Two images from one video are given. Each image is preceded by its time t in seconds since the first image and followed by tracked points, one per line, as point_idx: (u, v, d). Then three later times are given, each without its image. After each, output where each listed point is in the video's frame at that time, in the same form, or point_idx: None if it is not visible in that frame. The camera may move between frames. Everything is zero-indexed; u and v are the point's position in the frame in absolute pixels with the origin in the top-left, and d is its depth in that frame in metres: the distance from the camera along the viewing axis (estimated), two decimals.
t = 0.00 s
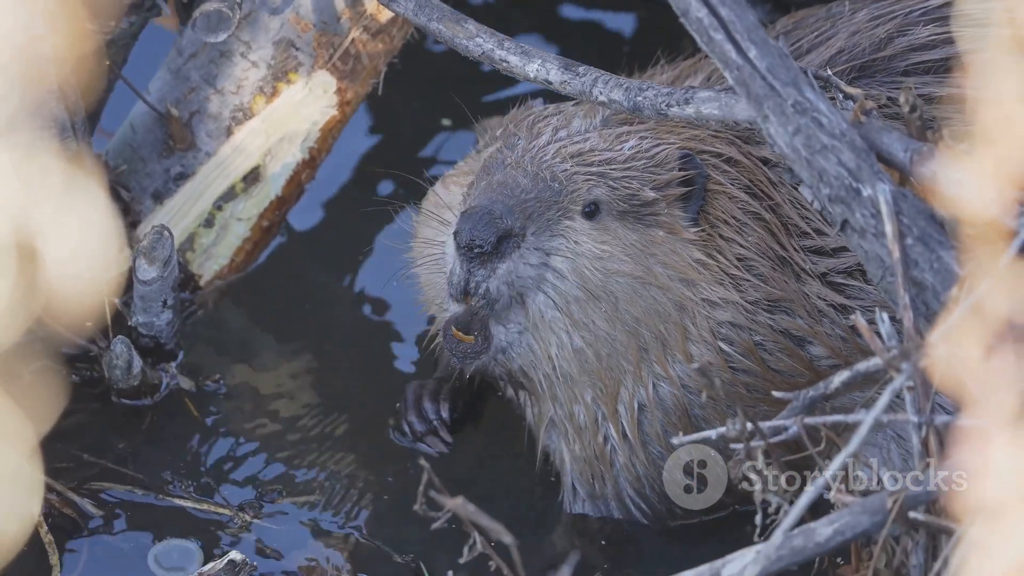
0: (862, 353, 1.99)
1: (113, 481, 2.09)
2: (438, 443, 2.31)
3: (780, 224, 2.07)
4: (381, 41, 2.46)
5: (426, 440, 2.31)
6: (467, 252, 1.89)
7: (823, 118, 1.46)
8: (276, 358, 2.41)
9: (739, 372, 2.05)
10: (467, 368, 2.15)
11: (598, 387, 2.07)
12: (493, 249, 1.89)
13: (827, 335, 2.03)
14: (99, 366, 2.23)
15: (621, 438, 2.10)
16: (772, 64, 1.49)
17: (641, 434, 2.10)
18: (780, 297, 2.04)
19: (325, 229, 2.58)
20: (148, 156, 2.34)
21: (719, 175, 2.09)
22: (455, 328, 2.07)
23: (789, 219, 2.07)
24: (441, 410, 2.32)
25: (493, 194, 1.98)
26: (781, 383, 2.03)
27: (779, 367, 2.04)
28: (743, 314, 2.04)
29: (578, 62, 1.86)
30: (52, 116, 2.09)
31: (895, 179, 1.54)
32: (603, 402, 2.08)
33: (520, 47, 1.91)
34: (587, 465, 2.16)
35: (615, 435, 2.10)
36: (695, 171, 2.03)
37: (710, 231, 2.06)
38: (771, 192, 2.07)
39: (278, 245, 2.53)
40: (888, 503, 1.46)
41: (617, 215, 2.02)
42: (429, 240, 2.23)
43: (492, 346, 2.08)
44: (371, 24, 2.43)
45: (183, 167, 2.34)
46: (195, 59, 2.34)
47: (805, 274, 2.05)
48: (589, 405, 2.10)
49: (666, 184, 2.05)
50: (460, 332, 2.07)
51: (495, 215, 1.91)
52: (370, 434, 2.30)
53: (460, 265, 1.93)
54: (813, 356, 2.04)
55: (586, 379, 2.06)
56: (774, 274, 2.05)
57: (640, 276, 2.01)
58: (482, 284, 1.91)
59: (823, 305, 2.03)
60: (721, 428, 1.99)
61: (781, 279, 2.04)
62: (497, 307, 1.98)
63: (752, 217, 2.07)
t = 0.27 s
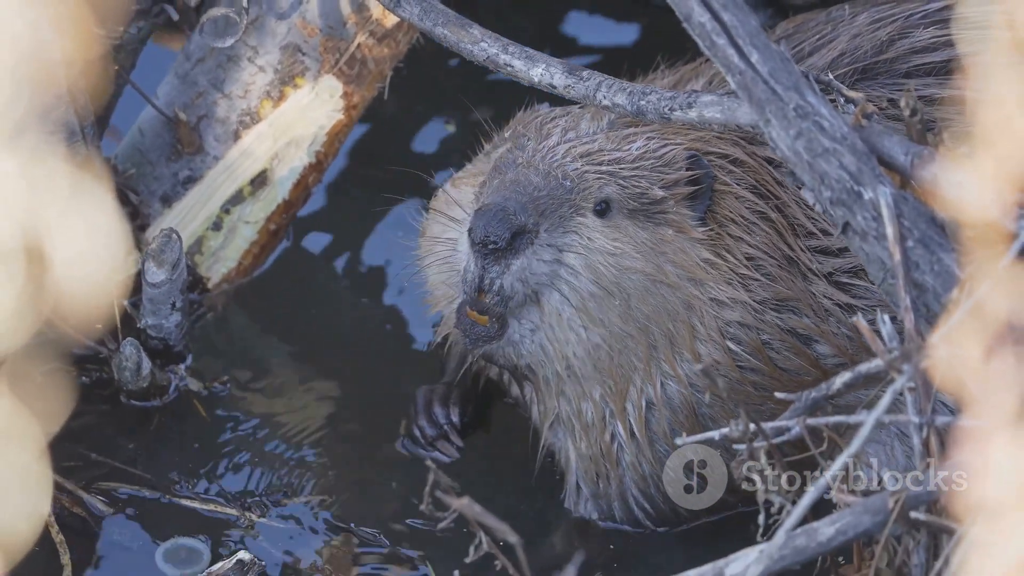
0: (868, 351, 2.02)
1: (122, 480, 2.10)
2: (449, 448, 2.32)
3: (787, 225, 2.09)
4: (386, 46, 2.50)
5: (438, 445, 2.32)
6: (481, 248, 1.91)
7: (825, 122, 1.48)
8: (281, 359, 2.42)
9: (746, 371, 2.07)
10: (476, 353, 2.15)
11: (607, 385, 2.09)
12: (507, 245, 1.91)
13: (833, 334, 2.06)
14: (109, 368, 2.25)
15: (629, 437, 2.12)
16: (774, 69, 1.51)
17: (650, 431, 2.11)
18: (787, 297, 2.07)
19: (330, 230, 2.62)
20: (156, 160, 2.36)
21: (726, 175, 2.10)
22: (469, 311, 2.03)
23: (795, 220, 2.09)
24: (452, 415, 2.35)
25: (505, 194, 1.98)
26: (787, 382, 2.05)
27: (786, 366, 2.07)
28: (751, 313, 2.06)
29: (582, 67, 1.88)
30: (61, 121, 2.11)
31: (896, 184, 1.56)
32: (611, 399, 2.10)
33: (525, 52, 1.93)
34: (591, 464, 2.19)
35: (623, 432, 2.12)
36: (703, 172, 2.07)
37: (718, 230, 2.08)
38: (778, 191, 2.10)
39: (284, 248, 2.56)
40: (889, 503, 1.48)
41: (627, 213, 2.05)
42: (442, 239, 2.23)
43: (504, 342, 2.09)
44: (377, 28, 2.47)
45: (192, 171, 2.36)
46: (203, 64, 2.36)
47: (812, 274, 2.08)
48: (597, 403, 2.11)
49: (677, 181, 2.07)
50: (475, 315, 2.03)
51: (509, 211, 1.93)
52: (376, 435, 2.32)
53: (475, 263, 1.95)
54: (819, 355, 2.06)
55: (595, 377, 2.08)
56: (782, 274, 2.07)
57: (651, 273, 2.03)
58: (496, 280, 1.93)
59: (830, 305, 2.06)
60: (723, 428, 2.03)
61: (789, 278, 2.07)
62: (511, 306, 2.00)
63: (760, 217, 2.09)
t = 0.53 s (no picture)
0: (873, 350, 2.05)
1: (129, 481, 2.12)
2: (456, 451, 2.34)
3: (793, 225, 2.12)
4: (393, 51, 2.48)
5: (446, 447, 2.33)
6: (490, 245, 1.90)
7: (827, 126, 1.50)
8: (288, 361, 2.45)
9: (754, 369, 2.09)
10: (488, 345, 2.13)
11: (618, 381, 2.09)
12: (515, 240, 1.90)
13: (838, 333, 2.08)
14: (117, 370, 2.27)
15: (637, 434, 2.13)
16: (777, 74, 1.53)
17: (657, 430, 2.13)
18: (794, 296, 2.09)
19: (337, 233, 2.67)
20: (165, 164, 2.38)
21: (732, 175, 2.14)
22: (486, 297, 1.98)
23: (801, 220, 2.12)
24: (459, 417, 2.36)
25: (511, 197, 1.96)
26: (794, 380, 2.08)
27: (792, 365, 2.09)
28: (759, 311, 2.07)
29: (586, 72, 1.90)
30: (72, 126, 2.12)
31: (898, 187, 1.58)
32: (621, 396, 2.10)
33: (530, 57, 1.94)
34: (595, 465, 2.20)
35: (631, 430, 2.13)
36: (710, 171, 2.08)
37: (725, 228, 2.10)
38: (783, 191, 2.13)
39: (291, 252, 2.58)
40: (892, 504, 1.50)
41: (635, 210, 2.06)
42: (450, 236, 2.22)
43: (516, 335, 2.07)
44: (383, 34, 2.45)
45: (199, 175, 2.38)
46: (210, 69, 2.37)
47: (817, 274, 2.10)
48: (606, 400, 2.12)
49: (677, 180, 2.09)
50: (492, 300, 1.98)
51: (517, 207, 1.92)
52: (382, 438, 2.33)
53: (484, 259, 1.94)
54: (824, 354, 2.09)
55: (606, 374, 2.08)
56: (788, 272, 2.09)
57: (659, 268, 2.03)
58: (505, 276, 1.92)
59: (834, 305, 2.09)
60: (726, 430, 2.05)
61: (795, 277, 2.09)
62: (519, 302, 1.98)
63: (766, 216, 2.11)
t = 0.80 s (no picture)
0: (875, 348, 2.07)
1: (133, 481, 2.13)
2: (461, 449, 2.34)
3: (796, 224, 2.14)
4: (396, 54, 2.48)
5: (450, 446, 2.33)
6: (495, 240, 1.90)
7: (828, 128, 1.51)
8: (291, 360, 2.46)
9: (756, 366, 2.10)
10: (502, 340, 2.12)
11: (624, 378, 2.09)
12: (519, 235, 1.91)
13: (840, 331, 2.10)
14: (122, 371, 2.29)
15: (641, 433, 2.14)
16: (778, 76, 1.54)
17: (660, 428, 2.13)
18: (796, 294, 2.11)
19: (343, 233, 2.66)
20: (169, 166, 2.40)
21: (736, 174, 2.16)
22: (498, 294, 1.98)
23: (804, 219, 2.14)
24: (464, 416, 2.37)
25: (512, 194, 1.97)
26: (796, 378, 2.10)
27: (794, 363, 2.11)
28: (762, 308, 2.09)
29: (588, 75, 1.91)
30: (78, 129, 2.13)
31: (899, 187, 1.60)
32: (626, 395, 2.11)
33: (532, 59, 1.95)
34: (597, 465, 2.22)
35: (635, 428, 2.13)
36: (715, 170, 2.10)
37: (727, 227, 2.11)
38: (786, 190, 2.15)
39: (295, 254, 2.60)
40: (892, 504, 1.51)
41: (639, 206, 2.07)
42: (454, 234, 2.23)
43: (528, 331, 2.07)
44: (387, 36, 2.45)
45: (204, 177, 2.39)
46: (214, 72, 2.39)
47: (819, 272, 2.13)
48: (611, 398, 2.13)
49: (678, 179, 2.10)
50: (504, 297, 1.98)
51: (520, 203, 1.93)
52: (385, 438, 2.34)
53: (487, 255, 1.94)
54: (826, 352, 2.11)
55: (614, 372, 2.08)
56: (790, 271, 2.11)
57: (663, 263, 2.04)
58: (509, 270, 1.92)
59: (837, 303, 2.10)
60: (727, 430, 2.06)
61: (797, 275, 2.11)
62: (524, 296, 1.98)
63: (769, 214, 2.13)
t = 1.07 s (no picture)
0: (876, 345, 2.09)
1: (136, 479, 2.14)
2: (462, 445, 2.36)
3: (797, 221, 2.15)
4: (399, 54, 2.50)
5: (452, 442, 2.35)
6: (499, 230, 1.91)
7: (828, 128, 1.52)
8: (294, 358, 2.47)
9: (758, 362, 2.11)
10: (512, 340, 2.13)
11: (632, 372, 2.09)
12: (524, 226, 1.91)
13: (840, 328, 2.12)
14: (126, 370, 2.30)
15: (646, 428, 2.14)
16: (778, 76, 1.56)
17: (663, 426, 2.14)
18: (798, 291, 2.12)
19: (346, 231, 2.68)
20: (173, 166, 2.41)
21: (738, 171, 2.17)
22: (513, 291, 2.07)
23: (805, 216, 2.16)
24: (466, 412, 2.39)
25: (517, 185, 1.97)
26: (798, 374, 2.11)
27: (797, 359, 2.12)
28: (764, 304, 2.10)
29: (588, 75, 1.92)
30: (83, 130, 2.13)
31: (898, 187, 1.61)
32: (632, 390, 2.11)
33: (533, 59, 1.97)
34: (599, 463, 2.23)
35: (640, 424, 2.14)
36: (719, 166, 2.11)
37: (731, 223, 2.12)
38: (787, 187, 2.17)
39: (298, 253, 2.61)
40: (891, 502, 1.52)
41: (643, 199, 2.07)
42: (461, 229, 2.22)
43: (543, 331, 2.08)
44: (389, 37, 2.47)
45: (207, 177, 2.40)
46: (218, 72, 2.40)
47: (820, 269, 2.14)
48: (617, 394, 2.13)
49: (681, 175, 2.11)
50: (519, 294, 2.06)
51: (525, 193, 1.93)
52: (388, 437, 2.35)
53: (492, 245, 1.94)
54: (826, 349, 2.12)
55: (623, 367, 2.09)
56: (792, 267, 2.13)
57: (669, 256, 2.05)
58: (514, 260, 1.92)
59: (838, 300, 2.12)
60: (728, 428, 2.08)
61: (799, 272, 2.13)
62: (531, 285, 1.97)
63: (771, 211, 2.15)
